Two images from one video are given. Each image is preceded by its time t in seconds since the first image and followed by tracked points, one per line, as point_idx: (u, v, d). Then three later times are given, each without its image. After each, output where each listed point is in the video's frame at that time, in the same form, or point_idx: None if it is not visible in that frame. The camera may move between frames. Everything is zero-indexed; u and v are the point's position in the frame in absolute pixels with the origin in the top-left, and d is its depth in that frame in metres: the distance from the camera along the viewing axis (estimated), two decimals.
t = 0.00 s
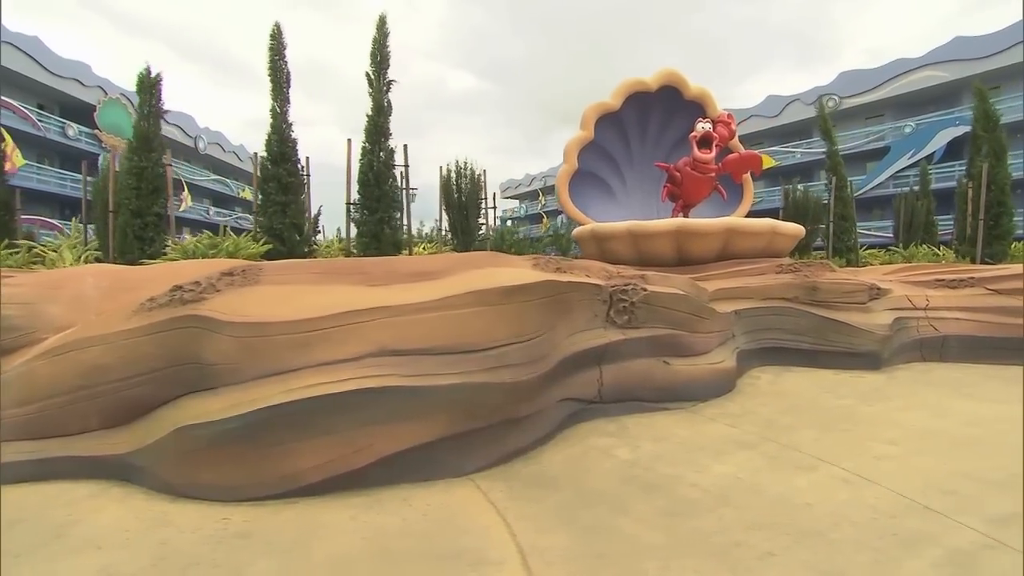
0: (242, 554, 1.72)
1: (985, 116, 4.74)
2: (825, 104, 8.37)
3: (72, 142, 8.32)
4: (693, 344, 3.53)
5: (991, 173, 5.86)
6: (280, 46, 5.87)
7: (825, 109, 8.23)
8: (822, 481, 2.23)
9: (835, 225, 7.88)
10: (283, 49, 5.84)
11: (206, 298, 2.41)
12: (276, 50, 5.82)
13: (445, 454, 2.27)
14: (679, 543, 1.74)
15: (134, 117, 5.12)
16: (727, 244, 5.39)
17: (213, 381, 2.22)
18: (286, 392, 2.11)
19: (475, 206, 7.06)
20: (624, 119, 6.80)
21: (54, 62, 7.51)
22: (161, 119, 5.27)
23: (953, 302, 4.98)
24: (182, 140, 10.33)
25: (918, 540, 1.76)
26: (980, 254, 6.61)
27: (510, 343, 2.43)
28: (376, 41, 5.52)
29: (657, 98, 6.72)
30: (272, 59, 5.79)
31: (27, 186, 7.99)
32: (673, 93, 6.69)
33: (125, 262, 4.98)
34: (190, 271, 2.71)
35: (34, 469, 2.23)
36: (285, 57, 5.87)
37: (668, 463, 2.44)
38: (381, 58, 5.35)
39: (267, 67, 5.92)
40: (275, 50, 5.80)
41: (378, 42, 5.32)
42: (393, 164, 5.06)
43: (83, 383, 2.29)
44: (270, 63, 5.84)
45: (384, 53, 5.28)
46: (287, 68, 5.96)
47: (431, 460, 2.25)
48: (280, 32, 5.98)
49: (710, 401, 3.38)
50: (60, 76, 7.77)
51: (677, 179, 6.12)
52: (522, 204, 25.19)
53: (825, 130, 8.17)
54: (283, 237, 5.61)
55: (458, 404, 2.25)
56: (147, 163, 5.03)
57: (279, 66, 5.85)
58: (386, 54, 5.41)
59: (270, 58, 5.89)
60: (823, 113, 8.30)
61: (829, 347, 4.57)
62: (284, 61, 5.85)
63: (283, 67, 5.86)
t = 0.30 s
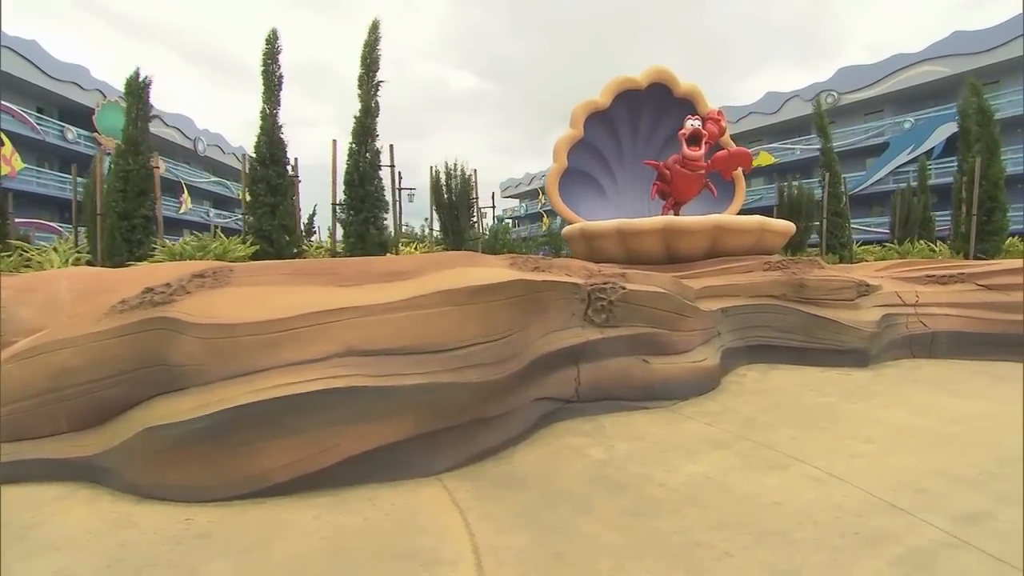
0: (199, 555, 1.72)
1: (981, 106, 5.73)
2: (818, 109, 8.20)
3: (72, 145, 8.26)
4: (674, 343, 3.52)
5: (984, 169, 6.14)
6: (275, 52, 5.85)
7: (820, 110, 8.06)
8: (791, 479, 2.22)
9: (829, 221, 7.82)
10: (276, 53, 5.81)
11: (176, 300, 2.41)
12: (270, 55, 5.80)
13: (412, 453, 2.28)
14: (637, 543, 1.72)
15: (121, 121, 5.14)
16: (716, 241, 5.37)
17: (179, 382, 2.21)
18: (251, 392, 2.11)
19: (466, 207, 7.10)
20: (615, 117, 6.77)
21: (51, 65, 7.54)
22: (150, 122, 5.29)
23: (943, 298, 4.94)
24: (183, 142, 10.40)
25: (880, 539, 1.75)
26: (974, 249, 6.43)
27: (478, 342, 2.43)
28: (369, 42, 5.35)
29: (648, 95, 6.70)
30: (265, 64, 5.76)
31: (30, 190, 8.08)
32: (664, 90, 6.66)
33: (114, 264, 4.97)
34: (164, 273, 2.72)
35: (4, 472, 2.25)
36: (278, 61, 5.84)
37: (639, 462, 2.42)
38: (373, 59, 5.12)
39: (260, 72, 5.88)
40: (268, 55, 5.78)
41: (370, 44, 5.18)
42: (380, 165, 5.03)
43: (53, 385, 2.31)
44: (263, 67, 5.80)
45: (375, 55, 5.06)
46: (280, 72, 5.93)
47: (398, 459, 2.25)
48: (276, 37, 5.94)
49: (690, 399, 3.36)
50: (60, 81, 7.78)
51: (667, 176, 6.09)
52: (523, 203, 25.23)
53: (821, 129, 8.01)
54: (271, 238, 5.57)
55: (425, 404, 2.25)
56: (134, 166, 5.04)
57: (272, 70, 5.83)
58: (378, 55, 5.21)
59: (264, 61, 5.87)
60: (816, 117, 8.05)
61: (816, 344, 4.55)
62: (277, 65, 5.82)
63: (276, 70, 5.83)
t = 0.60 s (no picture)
0: (159, 557, 1.72)
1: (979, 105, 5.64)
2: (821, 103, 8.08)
3: (75, 150, 8.40)
4: (657, 346, 3.50)
5: (980, 168, 6.09)
6: (268, 55, 5.86)
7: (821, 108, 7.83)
8: (761, 483, 2.20)
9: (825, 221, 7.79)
10: (270, 57, 5.81)
11: (150, 305, 2.43)
12: (264, 59, 5.81)
13: (381, 457, 2.28)
14: (597, 548, 1.72)
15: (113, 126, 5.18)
16: (706, 243, 5.35)
17: (150, 386, 2.23)
18: (218, 395, 2.12)
19: (461, 209, 7.05)
20: (607, 119, 6.77)
21: (53, 70, 7.63)
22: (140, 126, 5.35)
23: (935, 299, 4.90)
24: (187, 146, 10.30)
25: (843, 545, 1.73)
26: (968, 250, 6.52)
27: (449, 345, 2.43)
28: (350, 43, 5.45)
29: (640, 97, 6.69)
30: (258, 68, 5.76)
31: (38, 198, 8.22)
32: (656, 92, 6.65)
33: (105, 269, 5.06)
34: (140, 277, 2.73)
35: None
36: (272, 65, 5.83)
37: (612, 466, 2.41)
38: (356, 61, 5.24)
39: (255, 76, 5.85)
40: (261, 59, 5.79)
41: (353, 46, 5.25)
42: (368, 169, 5.05)
43: (26, 390, 2.30)
44: (256, 71, 5.79)
45: (358, 58, 5.17)
46: (274, 76, 5.90)
47: (368, 462, 2.25)
48: (271, 40, 5.94)
49: (672, 402, 3.34)
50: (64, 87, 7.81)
51: (659, 178, 6.07)
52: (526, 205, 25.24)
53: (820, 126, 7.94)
54: (263, 242, 5.56)
55: (394, 407, 2.26)
56: (125, 171, 5.09)
57: (265, 74, 5.81)
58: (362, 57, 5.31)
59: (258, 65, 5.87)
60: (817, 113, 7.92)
61: (805, 346, 4.51)
62: (270, 69, 5.81)
63: (269, 75, 5.82)
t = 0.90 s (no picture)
0: (121, 556, 1.73)
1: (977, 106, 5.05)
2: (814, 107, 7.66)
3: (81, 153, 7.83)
4: (640, 347, 3.48)
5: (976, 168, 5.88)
6: (256, 54, 5.92)
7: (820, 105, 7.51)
8: (732, 484, 2.18)
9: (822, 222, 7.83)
10: (258, 57, 5.87)
11: (125, 305, 2.44)
12: (252, 59, 5.87)
13: (351, 457, 2.29)
14: (556, 551, 1.71)
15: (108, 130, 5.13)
16: (698, 243, 5.32)
17: (122, 386, 2.24)
18: (188, 395, 2.13)
19: (456, 211, 7.07)
20: (601, 119, 6.74)
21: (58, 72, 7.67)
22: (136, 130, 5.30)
23: (929, 300, 4.85)
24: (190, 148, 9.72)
25: (806, 549, 1.71)
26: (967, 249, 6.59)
27: (420, 346, 2.44)
28: (336, 45, 5.54)
29: (634, 97, 6.66)
30: (248, 69, 5.81)
31: (43, 199, 8.26)
32: (650, 92, 6.64)
33: (99, 270, 5.02)
34: (119, 278, 2.74)
35: None
36: (260, 66, 5.90)
37: (584, 467, 2.40)
38: (344, 62, 5.35)
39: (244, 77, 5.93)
40: (250, 59, 5.84)
41: (339, 47, 5.34)
42: (357, 169, 5.13)
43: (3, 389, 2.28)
44: (245, 72, 5.86)
45: (345, 58, 5.27)
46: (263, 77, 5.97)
47: (338, 462, 2.26)
48: (257, 40, 6.01)
49: (655, 404, 3.32)
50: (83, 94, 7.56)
51: (652, 178, 6.04)
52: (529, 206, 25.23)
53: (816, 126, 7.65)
54: (256, 243, 5.57)
55: (363, 407, 2.27)
56: (120, 173, 5.04)
57: (254, 75, 5.88)
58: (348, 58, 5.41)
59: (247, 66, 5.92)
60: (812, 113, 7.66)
61: (796, 347, 4.47)
62: (258, 70, 5.88)
63: (258, 76, 5.88)
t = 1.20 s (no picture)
0: (77, 553, 1.74)
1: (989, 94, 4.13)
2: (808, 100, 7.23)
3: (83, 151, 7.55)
4: (620, 345, 3.46)
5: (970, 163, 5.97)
6: (249, 59, 5.91)
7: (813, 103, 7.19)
8: (699, 483, 2.16)
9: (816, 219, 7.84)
10: (251, 61, 5.86)
11: (95, 303, 2.44)
12: (245, 62, 5.85)
13: (317, 455, 2.30)
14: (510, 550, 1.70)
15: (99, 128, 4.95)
16: (686, 240, 5.29)
17: (89, 383, 2.24)
18: (152, 393, 2.14)
19: (446, 208, 7.04)
20: (592, 116, 6.71)
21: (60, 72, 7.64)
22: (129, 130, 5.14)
23: (918, 297, 4.83)
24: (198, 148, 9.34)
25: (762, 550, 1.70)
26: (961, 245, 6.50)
27: (387, 344, 2.45)
28: (328, 47, 5.52)
29: (625, 93, 6.62)
30: (240, 71, 5.80)
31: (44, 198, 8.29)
32: (641, 88, 6.60)
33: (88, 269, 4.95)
34: (92, 276, 2.73)
35: None
36: (253, 68, 5.89)
37: (553, 466, 2.39)
38: (335, 63, 5.34)
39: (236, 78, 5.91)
40: (242, 62, 5.83)
41: (332, 48, 5.31)
42: (344, 167, 5.13)
43: None
44: (237, 74, 5.84)
45: (336, 59, 5.24)
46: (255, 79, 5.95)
47: (303, 460, 2.27)
48: (251, 44, 6.01)
49: (633, 402, 3.30)
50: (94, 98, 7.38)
51: (642, 174, 6.01)
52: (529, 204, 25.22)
53: (810, 122, 7.46)
54: (245, 241, 5.59)
55: (328, 404, 2.28)
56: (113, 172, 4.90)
57: (247, 77, 5.85)
58: (339, 59, 5.40)
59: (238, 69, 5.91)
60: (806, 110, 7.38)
61: (782, 345, 4.44)
62: (252, 72, 5.86)
63: (251, 77, 5.86)
